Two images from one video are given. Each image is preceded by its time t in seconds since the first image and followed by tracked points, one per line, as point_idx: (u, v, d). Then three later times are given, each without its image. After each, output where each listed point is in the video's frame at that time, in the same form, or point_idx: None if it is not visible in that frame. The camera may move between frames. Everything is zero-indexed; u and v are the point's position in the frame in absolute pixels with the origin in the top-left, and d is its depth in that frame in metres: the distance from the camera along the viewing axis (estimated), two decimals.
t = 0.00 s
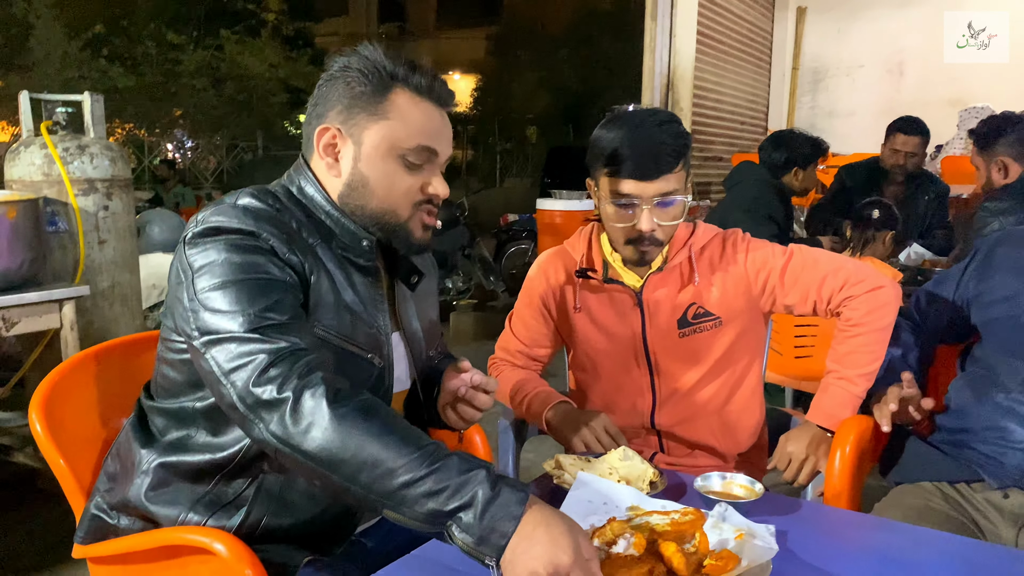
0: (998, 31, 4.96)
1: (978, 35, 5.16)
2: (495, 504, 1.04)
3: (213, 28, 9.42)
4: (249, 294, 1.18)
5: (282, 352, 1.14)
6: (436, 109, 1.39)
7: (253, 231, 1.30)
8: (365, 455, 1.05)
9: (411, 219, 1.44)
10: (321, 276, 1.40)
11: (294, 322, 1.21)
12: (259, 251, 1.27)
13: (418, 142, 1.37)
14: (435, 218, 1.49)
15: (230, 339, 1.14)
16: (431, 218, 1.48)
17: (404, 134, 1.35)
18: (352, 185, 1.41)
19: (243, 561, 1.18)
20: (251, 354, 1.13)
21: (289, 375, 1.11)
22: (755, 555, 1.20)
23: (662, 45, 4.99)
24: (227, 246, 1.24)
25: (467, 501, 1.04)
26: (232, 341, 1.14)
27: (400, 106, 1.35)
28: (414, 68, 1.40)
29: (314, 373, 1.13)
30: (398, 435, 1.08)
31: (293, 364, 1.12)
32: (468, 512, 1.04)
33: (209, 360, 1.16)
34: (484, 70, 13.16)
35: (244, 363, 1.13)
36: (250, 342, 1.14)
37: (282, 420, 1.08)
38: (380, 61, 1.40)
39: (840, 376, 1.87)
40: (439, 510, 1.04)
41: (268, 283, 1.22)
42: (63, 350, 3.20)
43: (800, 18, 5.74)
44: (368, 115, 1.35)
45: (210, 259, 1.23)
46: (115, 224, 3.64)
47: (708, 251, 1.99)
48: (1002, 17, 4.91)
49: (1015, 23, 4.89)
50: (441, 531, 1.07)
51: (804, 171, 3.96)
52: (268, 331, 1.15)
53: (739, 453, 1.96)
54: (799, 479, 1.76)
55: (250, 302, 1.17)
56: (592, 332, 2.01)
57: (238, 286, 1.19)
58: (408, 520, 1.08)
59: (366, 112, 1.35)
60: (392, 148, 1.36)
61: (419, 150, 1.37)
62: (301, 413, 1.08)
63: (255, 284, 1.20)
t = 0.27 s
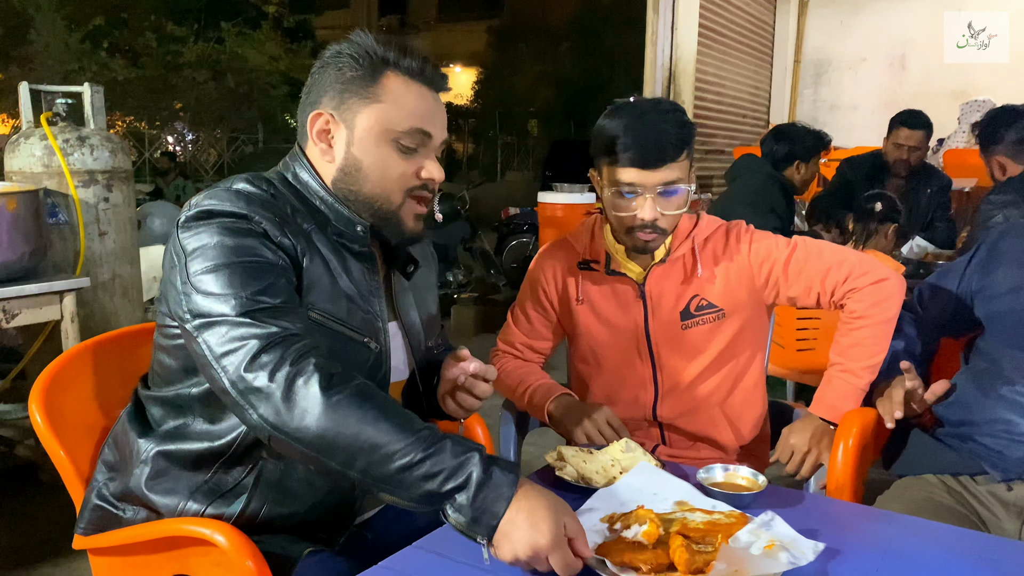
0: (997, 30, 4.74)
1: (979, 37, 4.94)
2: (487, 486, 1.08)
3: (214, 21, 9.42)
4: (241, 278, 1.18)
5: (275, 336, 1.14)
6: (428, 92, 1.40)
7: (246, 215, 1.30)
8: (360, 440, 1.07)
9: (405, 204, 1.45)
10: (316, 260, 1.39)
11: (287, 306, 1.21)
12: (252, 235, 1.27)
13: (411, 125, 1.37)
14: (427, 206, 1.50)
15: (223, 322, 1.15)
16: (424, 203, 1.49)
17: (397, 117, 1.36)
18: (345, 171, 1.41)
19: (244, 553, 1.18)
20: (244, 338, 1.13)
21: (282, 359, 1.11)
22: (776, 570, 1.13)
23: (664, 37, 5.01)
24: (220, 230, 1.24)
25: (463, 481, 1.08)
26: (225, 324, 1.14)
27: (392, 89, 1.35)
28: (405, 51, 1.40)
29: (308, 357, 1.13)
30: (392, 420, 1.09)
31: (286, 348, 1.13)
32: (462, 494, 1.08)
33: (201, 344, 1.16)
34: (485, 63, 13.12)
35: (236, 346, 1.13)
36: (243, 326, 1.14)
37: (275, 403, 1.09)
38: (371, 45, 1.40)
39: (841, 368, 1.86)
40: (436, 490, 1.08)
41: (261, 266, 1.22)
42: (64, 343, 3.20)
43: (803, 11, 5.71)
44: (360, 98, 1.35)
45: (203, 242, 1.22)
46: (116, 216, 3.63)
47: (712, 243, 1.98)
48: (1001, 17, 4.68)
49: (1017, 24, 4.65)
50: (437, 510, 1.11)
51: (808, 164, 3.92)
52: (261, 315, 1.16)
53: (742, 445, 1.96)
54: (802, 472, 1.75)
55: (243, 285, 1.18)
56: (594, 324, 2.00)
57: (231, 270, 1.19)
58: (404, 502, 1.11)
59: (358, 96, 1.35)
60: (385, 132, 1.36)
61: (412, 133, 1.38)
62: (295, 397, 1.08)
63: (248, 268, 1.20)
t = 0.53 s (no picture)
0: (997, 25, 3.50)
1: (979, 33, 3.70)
2: (479, 478, 1.09)
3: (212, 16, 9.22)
4: (232, 274, 1.19)
5: (266, 332, 1.14)
6: (421, 91, 1.40)
7: (238, 210, 1.30)
8: (351, 434, 1.08)
9: (398, 201, 1.45)
10: (307, 255, 1.39)
11: (279, 302, 1.21)
12: (244, 231, 1.27)
13: (404, 123, 1.37)
14: (420, 203, 1.50)
15: (214, 318, 1.15)
16: (418, 200, 1.49)
17: (390, 115, 1.36)
18: (338, 167, 1.41)
19: (240, 550, 1.18)
20: (235, 334, 1.13)
21: (273, 355, 1.12)
22: None
23: (663, 31, 5.01)
24: (212, 226, 1.24)
25: (454, 476, 1.09)
26: (216, 320, 1.15)
27: (385, 87, 1.35)
28: (399, 50, 1.40)
29: (299, 353, 1.13)
30: (383, 415, 1.10)
31: (278, 344, 1.13)
32: (454, 486, 1.09)
33: (193, 339, 1.16)
34: (485, 57, 13.08)
35: (228, 342, 1.13)
36: (234, 322, 1.14)
37: (266, 399, 1.09)
38: (365, 42, 1.40)
39: (837, 364, 1.86)
40: (427, 484, 1.09)
41: (253, 262, 1.23)
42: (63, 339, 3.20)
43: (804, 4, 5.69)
44: (353, 96, 1.35)
45: (195, 238, 1.23)
46: (115, 212, 3.64)
47: (709, 239, 1.98)
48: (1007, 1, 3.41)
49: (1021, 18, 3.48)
50: (429, 505, 1.12)
51: (807, 159, 3.91)
52: (252, 312, 1.16)
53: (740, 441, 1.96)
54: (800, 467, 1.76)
55: (234, 281, 1.18)
56: (591, 320, 2.01)
57: (223, 266, 1.19)
58: (396, 497, 1.12)
59: (351, 94, 1.35)
60: (378, 130, 1.36)
61: (405, 131, 1.38)
62: (286, 392, 1.09)
63: (240, 264, 1.21)
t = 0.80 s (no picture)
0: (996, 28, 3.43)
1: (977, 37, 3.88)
2: (482, 478, 1.08)
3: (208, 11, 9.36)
4: (234, 270, 1.19)
5: (268, 329, 1.14)
6: (419, 85, 1.40)
7: (236, 208, 1.30)
8: (354, 430, 1.08)
9: (397, 197, 1.45)
10: (306, 252, 1.39)
11: (280, 298, 1.21)
12: (244, 227, 1.27)
13: (402, 118, 1.37)
14: (420, 198, 1.50)
15: (216, 316, 1.15)
16: (417, 194, 1.49)
17: (389, 110, 1.35)
18: (337, 163, 1.41)
19: (239, 547, 1.18)
20: (237, 331, 1.13)
21: (275, 352, 1.12)
22: (765, 571, 1.11)
23: (660, 25, 4.94)
24: (212, 223, 1.24)
25: (456, 476, 1.08)
26: (218, 318, 1.15)
27: (384, 82, 1.35)
28: (397, 45, 1.40)
29: (301, 349, 1.13)
30: (385, 411, 1.10)
31: (279, 340, 1.13)
32: (457, 486, 1.08)
33: (195, 336, 1.16)
34: (482, 51, 13.05)
35: (230, 339, 1.13)
36: (236, 319, 1.14)
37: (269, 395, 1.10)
38: (363, 37, 1.39)
39: (835, 356, 1.87)
40: (429, 482, 1.08)
41: (254, 259, 1.23)
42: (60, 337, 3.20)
43: None
44: (353, 91, 1.35)
45: (195, 235, 1.22)
46: (112, 209, 3.64)
47: (707, 233, 1.98)
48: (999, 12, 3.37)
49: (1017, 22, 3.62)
50: (430, 506, 1.10)
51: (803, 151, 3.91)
52: (254, 308, 1.16)
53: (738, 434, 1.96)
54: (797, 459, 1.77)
55: (235, 278, 1.18)
56: (590, 314, 2.01)
57: (223, 263, 1.19)
58: (396, 496, 1.11)
59: (350, 89, 1.34)
60: (377, 125, 1.36)
61: (404, 126, 1.38)
62: (289, 389, 1.09)
63: (241, 261, 1.21)
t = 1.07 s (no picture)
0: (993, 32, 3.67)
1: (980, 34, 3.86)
2: (470, 473, 1.08)
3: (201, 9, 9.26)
4: (222, 267, 1.18)
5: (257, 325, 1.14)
6: (409, 80, 1.39)
7: (223, 203, 1.30)
8: (344, 426, 1.08)
9: (389, 192, 1.44)
10: (295, 246, 1.39)
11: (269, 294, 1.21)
12: (232, 223, 1.27)
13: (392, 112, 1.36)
14: (412, 193, 1.50)
15: (204, 313, 1.15)
16: (408, 189, 1.49)
17: (379, 104, 1.35)
18: (327, 158, 1.40)
19: (234, 545, 1.19)
20: (225, 327, 1.13)
21: (264, 348, 1.12)
22: (743, 574, 1.08)
23: (654, 17, 4.93)
24: (199, 219, 1.24)
25: (446, 470, 1.08)
26: (206, 315, 1.14)
27: (374, 77, 1.34)
28: (387, 39, 1.40)
29: (291, 345, 1.13)
30: (375, 407, 1.10)
31: (268, 336, 1.13)
32: (445, 481, 1.08)
33: (183, 332, 1.16)
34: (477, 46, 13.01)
35: (219, 335, 1.13)
36: (225, 316, 1.14)
37: (258, 392, 1.09)
38: (352, 32, 1.39)
39: (830, 348, 1.87)
40: (420, 476, 1.08)
41: (242, 255, 1.22)
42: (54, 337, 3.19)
43: None
44: (343, 86, 1.34)
45: (182, 232, 1.22)
46: (106, 208, 3.63)
47: (700, 227, 1.98)
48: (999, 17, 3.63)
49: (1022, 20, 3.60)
50: (420, 499, 1.11)
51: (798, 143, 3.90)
52: (242, 305, 1.16)
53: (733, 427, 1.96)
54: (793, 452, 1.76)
55: (223, 274, 1.18)
56: (584, 308, 2.01)
57: (211, 260, 1.19)
58: (388, 490, 1.12)
59: (340, 83, 1.34)
60: (367, 119, 1.35)
61: (395, 121, 1.37)
62: (278, 385, 1.09)
63: (229, 257, 1.20)
